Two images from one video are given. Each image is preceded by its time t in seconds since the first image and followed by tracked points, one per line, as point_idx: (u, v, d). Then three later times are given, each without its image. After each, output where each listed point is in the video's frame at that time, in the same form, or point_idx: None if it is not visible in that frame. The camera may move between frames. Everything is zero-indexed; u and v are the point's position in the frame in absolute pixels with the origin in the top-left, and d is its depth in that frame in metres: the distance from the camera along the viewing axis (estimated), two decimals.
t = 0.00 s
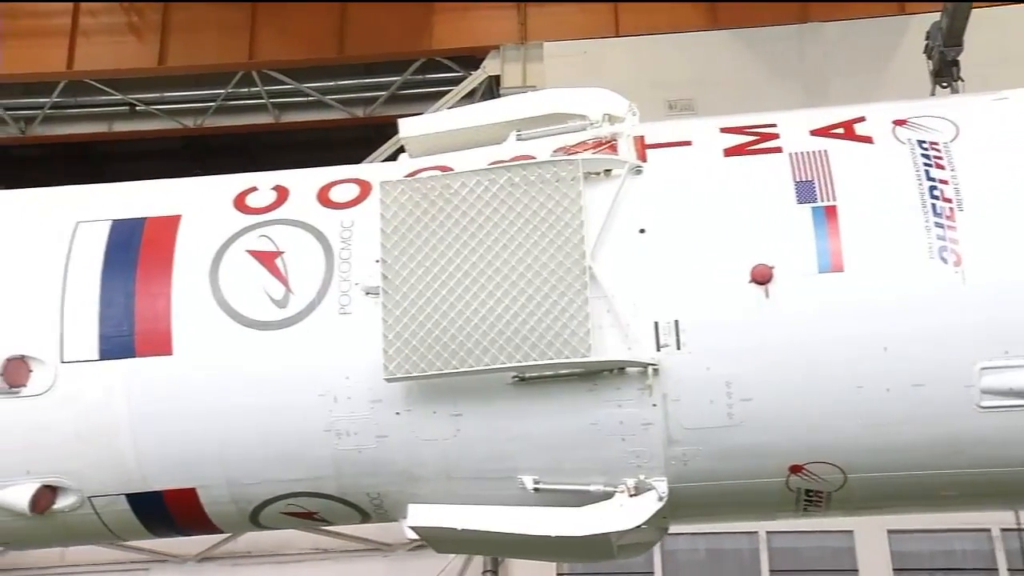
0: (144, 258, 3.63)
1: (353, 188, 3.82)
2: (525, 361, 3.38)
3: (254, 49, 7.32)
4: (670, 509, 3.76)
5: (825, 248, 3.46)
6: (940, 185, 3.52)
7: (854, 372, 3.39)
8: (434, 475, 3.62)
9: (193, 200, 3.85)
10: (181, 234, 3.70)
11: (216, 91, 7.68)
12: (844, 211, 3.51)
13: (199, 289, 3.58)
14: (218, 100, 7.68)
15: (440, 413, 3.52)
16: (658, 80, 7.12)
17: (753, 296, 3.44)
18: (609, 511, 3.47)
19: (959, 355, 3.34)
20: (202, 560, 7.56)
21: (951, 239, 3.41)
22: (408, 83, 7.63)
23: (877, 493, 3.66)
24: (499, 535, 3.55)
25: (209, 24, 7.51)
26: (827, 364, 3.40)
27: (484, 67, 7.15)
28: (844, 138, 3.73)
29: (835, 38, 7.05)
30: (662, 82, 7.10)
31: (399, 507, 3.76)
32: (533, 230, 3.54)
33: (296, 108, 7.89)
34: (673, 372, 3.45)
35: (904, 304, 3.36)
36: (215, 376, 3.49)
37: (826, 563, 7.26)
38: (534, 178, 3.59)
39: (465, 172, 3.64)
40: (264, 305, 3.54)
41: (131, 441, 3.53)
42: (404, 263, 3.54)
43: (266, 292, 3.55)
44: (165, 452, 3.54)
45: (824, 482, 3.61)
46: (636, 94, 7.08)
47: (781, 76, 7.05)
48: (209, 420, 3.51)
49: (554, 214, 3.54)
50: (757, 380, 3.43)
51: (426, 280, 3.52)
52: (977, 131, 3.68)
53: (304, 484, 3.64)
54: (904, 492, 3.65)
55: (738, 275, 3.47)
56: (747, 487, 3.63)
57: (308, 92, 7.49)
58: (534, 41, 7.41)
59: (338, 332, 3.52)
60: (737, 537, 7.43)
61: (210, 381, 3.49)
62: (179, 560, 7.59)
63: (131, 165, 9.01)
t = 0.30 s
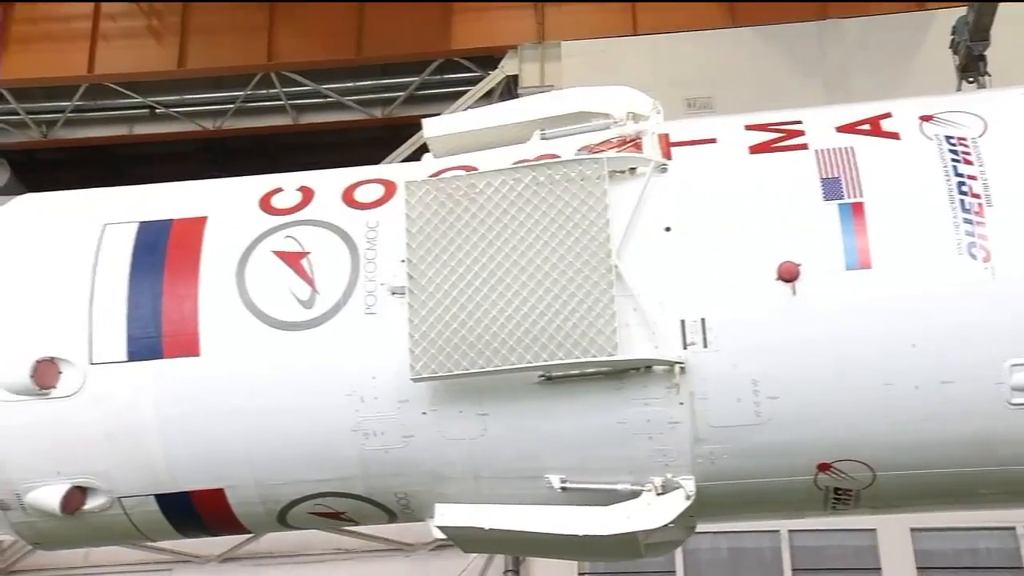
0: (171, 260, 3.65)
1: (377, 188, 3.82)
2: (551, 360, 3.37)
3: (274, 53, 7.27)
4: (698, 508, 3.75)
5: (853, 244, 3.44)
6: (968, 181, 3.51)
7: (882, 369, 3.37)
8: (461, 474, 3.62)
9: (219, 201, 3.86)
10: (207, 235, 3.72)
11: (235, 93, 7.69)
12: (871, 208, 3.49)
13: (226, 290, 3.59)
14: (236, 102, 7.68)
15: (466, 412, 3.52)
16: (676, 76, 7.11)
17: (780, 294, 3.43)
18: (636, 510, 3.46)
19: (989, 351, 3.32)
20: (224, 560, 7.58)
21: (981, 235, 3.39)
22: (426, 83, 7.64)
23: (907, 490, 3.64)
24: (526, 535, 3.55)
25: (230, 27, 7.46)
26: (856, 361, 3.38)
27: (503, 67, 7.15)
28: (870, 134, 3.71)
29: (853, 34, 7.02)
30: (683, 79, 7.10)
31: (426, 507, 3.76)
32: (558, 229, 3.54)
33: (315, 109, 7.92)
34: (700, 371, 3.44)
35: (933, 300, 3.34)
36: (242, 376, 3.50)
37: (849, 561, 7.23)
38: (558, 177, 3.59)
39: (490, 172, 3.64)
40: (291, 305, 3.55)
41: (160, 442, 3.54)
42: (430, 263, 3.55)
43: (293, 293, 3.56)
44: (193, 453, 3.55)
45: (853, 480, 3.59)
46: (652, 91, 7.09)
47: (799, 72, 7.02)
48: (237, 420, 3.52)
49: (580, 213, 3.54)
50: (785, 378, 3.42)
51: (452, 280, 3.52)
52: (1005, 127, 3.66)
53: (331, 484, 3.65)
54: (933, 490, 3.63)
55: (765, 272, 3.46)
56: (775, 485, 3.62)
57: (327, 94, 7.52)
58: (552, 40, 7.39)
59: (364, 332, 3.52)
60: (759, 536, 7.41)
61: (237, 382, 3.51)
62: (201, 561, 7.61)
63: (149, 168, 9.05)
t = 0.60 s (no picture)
0: (199, 262, 3.67)
1: (404, 188, 3.83)
2: (580, 359, 3.37)
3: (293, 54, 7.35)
4: (727, 506, 3.73)
5: (882, 241, 3.41)
6: (1000, 175, 3.49)
7: (913, 366, 3.34)
8: (489, 474, 3.62)
9: (246, 203, 3.88)
10: (235, 237, 3.73)
11: (256, 95, 7.71)
12: (900, 204, 3.47)
13: (254, 291, 3.60)
14: (258, 104, 7.69)
15: (495, 412, 3.52)
16: (696, 74, 7.09)
17: (809, 291, 3.41)
18: (665, 508, 3.45)
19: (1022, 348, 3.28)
20: (249, 561, 7.61)
21: (1012, 230, 3.36)
22: (446, 83, 7.64)
23: (939, 488, 3.61)
24: (555, 534, 3.54)
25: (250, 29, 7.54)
26: (886, 358, 3.35)
27: (524, 67, 7.11)
28: (899, 130, 3.69)
29: (875, 30, 6.97)
30: (703, 75, 7.07)
31: (454, 507, 3.76)
32: (585, 228, 3.53)
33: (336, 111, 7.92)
34: (729, 369, 3.43)
35: (965, 296, 3.31)
36: (271, 377, 3.52)
37: (875, 560, 7.18)
38: (585, 175, 3.58)
39: (517, 171, 3.64)
40: (318, 305, 3.56)
41: (190, 443, 3.56)
42: (457, 263, 3.55)
43: (321, 294, 3.57)
44: (224, 453, 3.57)
45: (884, 478, 3.57)
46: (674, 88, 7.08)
47: (820, 69, 6.98)
48: (266, 420, 3.54)
49: (607, 211, 3.53)
50: (814, 375, 3.40)
51: (480, 280, 3.52)
52: None
53: (360, 484, 3.65)
54: (966, 487, 3.61)
55: (793, 269, 3.44)
56: (805, 483, 3.61)
57: (348, 96, 7.53)
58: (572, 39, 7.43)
59: (392, 332, 3.53)
60: (784, 535, 7.37)
61: (266, 383, 3.52)
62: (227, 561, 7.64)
63: (171, 171, 9.11)
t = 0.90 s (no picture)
0: (228, 264, 3.69)
1: (432, 188, 3.83)
2: (609, 357, 3.36)
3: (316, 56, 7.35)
4: (758, 504, 3.72)
5: (912, 237, 3.39)
6: None
7: (946, 362, 3.32)
8: (519, 473, 3.62)
9: (273, 205, 3.89)
10: (264, 238, 3.75)
11: (278, 97, 7.77)
12: (931, 200, 3.44)
13: (283, 292, 3.62)
14: (280, 106, 7.72)
15: (525, 411, 3.52)
16: (718, 72, 7.05)
17: (839, 288, 3.39)
18: (695, 507, 3.44)
19: None
20: (276, 561, 7.63)
21: None
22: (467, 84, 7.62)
23: (973, 485, 3.59)
24: (585, 533, 3.54)
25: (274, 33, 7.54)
26: (918, 355, 3.33)
27: (545, 66, 7.08)
28: (929, 125, 3.67)
29: (899, 24, 6.92)
30: (726, 73, 7.05)
31: (484, 506, 3.77)
32: (614, 226, 3.53)
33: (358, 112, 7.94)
34: (759, 366, 3.42)
35: (997, 292, 3.29)
36: (301, 378, 3.53)
37: (903, 559, 7.13)
38: (613, 173, 3.58)
39: (544, 170, 3.64)
40: (348, 306, 3.57)
41: (221, 444, 3.58)
42: (485, 262, 3.55)
43: (350, 294, 3.58)
44: (255, 454, 3.59)
45: (917, 475, 3.54)
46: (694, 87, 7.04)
47: (842, 65, 6.94)
48: (296, 421, 3.55)
49: (635, 209, 3.53)
50: (845, 373, 3.38)
51: (508, 279, 3.52)
52: None
53: (390, 484, 3.66)
54: (1000, 484, 3.58)
55: (822, 266, 3.43)
56: (836, 480, 3.59)
57: (370, 97, 7.55)
58: (593, 38, 7.37)
59: (421, 332, 3.53)
60: (810, 533, 7.34)
61: (297, 383, 3.54)
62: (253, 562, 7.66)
63: (193, 174, 9.16)
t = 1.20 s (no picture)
0: (258, 265, 3.70)
1: (460, 188, 3.84)
2: (639, 356, 3.35)
3: (339, 57, 7.28)
4: (790, 501, 3.70)
5: (945, 232, 3.37)
6: None
7: (980, 358, 3.29)
8: (550, 472, 3.62)
9: (302, 206, 3.91)
10: (293, 239, 3.77)
11: (303, 99, 7.81)
12: (963, 194, 3.41)
13: (313, 293, 3.63)
14: (303, 107, 7.75)
15: (555, 410, 3.52)
16: (741, 70, 7.02)
17: (871, 284, 3.37)
18: (728, 504, 3.43)
19: None
20: (303, 561, 7.66)
21: None
22: (490, 83, 7.66)
23: (1008, 482, 3.55)
24: (617, 531, 3.53)
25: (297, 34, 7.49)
26: (952, 351, 3.30)
27: (567, 66, 7.09)
28: (961, 119, 3.63)
29: (924, 19, 6.87)
30: (751, 71, 7.02)
31: (515, 505, 3.77)
32: (643, 223, 3.52)
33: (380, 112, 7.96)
34: (791, 363, 3.40)
35: None
36: (332, 378, 3.55)
37: (933, 557, 7.07)
38: (642, 171, 3.57)
39: (573, 168, 3.63)
40: (378, 306, 3.58)
41: (254, 444, 3.60)
42: (514, 261, 3.55)
43: (379, 294, 3.59)
44: (287, 454, 3.61)
45: (951, 472, 3.51)
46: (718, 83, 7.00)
47: (867, 62, 6.88)
48: (327, 421, 3.57)
49: (664, 207, 3.52)
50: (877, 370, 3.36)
51: (537, 278, 3.52)
52: None
53: (421, 483, 3.67)
54: None
55: (854, 262, 3.40)
56: (869, 478, 3.57)
57: (393, 97, 7.56)
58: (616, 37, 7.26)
59: (451, 331, 3.54)
60: (838, 531, 7.30)
61: (328, 384, 3.55)
62: (281, 562, 7.70)
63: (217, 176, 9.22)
